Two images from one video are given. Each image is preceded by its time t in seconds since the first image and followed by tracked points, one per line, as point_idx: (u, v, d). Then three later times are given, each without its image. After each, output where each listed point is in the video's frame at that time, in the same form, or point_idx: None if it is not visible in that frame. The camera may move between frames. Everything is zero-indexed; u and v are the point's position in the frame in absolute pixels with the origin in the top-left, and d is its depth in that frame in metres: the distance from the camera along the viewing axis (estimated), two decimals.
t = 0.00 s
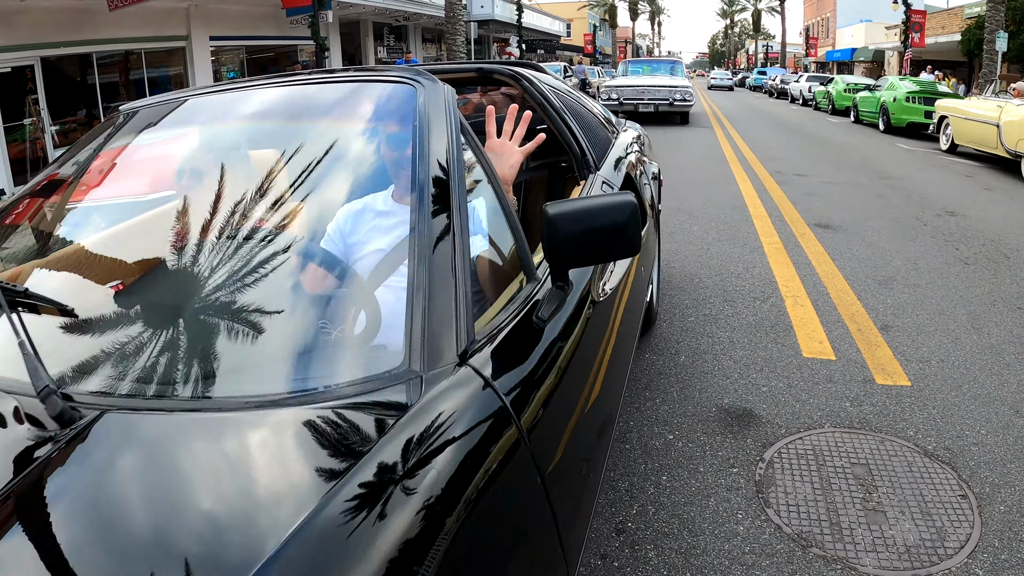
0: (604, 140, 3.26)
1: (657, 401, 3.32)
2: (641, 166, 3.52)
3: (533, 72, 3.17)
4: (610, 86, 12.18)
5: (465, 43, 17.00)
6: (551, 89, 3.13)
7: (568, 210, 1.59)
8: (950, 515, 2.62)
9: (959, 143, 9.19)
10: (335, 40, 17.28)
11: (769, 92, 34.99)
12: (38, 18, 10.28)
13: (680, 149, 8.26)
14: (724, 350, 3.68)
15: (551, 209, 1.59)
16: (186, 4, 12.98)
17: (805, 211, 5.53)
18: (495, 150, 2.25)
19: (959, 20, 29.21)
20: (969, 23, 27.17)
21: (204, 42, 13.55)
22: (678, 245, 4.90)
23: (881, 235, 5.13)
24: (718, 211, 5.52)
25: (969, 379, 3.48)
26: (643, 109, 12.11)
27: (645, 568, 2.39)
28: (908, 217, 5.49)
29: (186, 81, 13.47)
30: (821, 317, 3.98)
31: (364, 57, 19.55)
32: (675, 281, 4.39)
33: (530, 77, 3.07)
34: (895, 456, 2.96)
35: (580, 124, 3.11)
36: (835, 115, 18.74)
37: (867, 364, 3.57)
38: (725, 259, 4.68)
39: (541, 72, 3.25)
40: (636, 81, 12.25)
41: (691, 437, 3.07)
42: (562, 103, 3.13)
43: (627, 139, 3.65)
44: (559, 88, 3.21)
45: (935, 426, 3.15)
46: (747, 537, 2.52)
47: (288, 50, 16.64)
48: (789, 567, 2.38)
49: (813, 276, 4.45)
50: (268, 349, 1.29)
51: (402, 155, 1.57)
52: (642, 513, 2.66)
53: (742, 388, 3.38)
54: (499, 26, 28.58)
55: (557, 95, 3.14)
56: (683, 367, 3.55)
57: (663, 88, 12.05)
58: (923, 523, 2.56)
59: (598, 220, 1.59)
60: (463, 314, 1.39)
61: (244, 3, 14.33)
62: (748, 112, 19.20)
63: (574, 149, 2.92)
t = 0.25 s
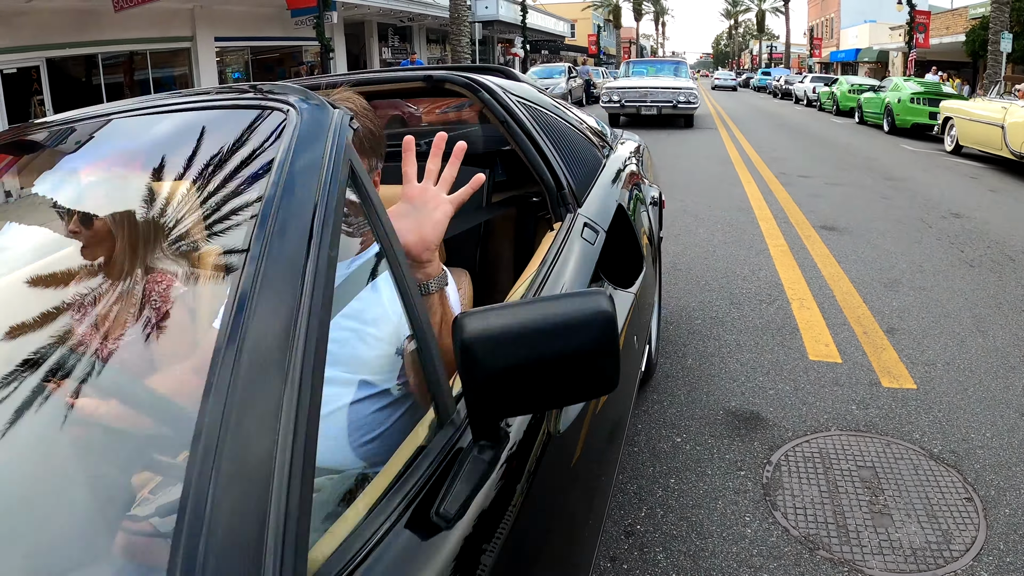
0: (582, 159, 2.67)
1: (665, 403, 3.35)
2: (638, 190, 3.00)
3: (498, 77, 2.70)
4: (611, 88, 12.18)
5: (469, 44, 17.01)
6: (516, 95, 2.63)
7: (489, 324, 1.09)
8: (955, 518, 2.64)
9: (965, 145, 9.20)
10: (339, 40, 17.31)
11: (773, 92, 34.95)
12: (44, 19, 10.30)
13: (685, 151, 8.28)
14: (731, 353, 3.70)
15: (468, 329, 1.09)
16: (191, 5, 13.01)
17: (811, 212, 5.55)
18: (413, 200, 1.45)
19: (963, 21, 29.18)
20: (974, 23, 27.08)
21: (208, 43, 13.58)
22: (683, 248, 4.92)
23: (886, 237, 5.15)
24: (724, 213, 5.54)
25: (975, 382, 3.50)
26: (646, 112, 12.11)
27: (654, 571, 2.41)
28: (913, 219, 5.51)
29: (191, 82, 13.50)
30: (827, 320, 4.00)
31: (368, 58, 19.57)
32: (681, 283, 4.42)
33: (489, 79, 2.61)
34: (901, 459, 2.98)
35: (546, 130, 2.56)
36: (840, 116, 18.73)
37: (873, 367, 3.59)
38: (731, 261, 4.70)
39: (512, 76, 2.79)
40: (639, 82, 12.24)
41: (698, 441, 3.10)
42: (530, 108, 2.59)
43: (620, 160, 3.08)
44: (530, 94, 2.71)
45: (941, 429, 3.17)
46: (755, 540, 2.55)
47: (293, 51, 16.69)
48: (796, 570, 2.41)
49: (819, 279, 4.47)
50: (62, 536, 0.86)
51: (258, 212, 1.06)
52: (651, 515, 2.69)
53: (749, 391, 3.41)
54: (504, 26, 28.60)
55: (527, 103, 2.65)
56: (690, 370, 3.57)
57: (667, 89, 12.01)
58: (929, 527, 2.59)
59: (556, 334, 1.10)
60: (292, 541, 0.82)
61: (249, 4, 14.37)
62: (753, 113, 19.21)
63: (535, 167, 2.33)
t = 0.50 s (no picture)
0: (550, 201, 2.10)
1: (668, 407, 3.36)
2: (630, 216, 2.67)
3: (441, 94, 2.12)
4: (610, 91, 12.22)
5: (473, 44, 17.02)
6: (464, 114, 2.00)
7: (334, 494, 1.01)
8: (958, 522, 2.65)
9: (968, 146, 9.19)
10: (343, 41, 17.33)
11: (776, 91, 34.89)
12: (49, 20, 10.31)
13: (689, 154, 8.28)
14: (734, 357, 3.71)
15: None
16: (195, 6, 13.03)
17: (814, 214, 5.56)
18: (230, 334, 1.00)
19: (967, 21, 29.13)
20: (978, 23, 26.99)
21: (212, 44, 13.60)
22: (687, 251, 4.93)
23: (890, 239, 5.15)
24: (727, 216, 5.55)
25: (978, 386, 3.51)
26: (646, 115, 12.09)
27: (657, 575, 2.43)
28: (917, 221, 5.51)
29: (195, 82, 13.52)
30: (830, 323, 4.01)
31: (372, 59, 19.59)
32: (685, 287, 4.43)
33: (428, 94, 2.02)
34: (904, 464, 2.99)
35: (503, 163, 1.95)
36: (844, 117, 18.71)
37: (875, 371, 3.60)
38: (735, 264, 4.71)
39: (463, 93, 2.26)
40: (641, 84, 12.19)
41: (702, 444, 3.12)
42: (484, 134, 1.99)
43: (600, 184, 2.64)
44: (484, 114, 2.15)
45: (943, 433, 3.18)
46: (757, 544, 2.57)
47: (296, 52, 16.72)
48: (798, 574, 2.43)
49: (822, 282, 4.47)
50: None
51: None
52: (654, 520, 2.71)
53: (752, 395, 3.42)
54: (507, 27, 28.61)
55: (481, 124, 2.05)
56: (694, 374, 3.59)
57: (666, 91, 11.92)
58: (931, 531, 2.60)
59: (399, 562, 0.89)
60: None
61: (253, 5, 14.40)
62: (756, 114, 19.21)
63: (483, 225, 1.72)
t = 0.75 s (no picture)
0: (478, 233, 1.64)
1: (670, 410, 3.37)
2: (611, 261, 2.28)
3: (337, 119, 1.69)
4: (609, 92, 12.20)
5: (475, 45, 17.02)
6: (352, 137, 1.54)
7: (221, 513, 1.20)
8: (960, 526, 2.65)
9: (971, 147, 9.18)
10: (345, 42, 17.34)
11: (778, 91, 34.88)
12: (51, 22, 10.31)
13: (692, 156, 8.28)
14: (736, 359, 3.71)
15: None
16: (197, 7, 13.05)
17: (816, 216, 5.56)
18: None
19: (970, 21, 29.10)
20: (980, 23, 26.94)
21: (214, 45, 13.62)
22: (689, 253, 4.93)
23: (892, 241, 5.14)
24: (729, 217, 5.54)
25: (980, 389, 3.51)
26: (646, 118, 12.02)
27: None
28: (920, 223, 5.50)
29: (197, 84, 13.54)
30: (833, 326, 4.01)
31: (373, 60, 19.61)
32: (687, 289, 4.42)
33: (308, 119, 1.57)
34: (906, 467, 3.00)
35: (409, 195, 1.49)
36: (846, 117, 18.70)
37: (878, 374, 3.59)
38: (737, 267, 4.71)
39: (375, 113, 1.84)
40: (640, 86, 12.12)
41: (703, 448, 3.12)
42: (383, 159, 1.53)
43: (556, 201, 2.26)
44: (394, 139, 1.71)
45: (945, 437, 3.18)
46: (759, 548, 2.57)
47: (299, 53, 16.74)
48: None
49: (824, 284, 4.47)
50: None
51: None
52: (656, 523, 2.71)
53: (754, 398, 3.42)
54: (509, 28, 28.61)
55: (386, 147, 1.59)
56: (695, 376, 3.59)
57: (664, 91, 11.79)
58: (933, 535, 2.60)
59: None
60: None
61: (255, 6, 14.42)
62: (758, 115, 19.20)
63: (356, 285, 1.25)
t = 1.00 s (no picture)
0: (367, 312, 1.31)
1: (672, 412, 3.36)
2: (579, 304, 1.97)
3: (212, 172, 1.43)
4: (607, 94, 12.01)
5: (476, 46, 17.02)
6: (211, 201, 1.26)
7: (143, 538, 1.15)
8: (963, 529, 2.65)
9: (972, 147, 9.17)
10: (346, 43, 17.35)
11: (780, 92, 34.86)
12: (51, 23, 10.29)
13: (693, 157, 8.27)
14: (738, 362, 3.70)
15: None
16: (198, 9, 13.05)
17: (818, 217, 5.55)
18: None
19: (972, 22, 29.11)
20: (982, 24, 26.89)
21: (215, 46, 13.63)
22: (691, 254, 4.92)
23: (895, 242, 5.13)
24: (730, 219, 5.54)
25: (982, 391, 3.50)
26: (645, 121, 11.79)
27: None
28: (922, 224, 5.49)
29: (198, 85, 13.54)
30: (835, 328, 4.00)
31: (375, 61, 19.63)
32: (688, 290, 4.42)
33: (164, 174, 1.31)
34: (908, 470, 2.99)
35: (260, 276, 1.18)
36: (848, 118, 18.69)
37: (880, 375, 3.59)
38: (738, 268, 4.70)
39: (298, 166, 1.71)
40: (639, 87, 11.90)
41: (705, 450, 3.11)
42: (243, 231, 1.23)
43: (517, 227, 2.01)
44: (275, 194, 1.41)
45: (948, 439, 3.18)
46: (761, 552, 2.56)
47: (300, 54, 16.75)
48: None
49: (826, 285, 4.47)
50: None
51: None
52: (657, 526, 2.70)
53: (756, 400, 3.41)
54: (511, 29, 28.60)
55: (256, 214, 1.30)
56: (697, 379, 3.57)
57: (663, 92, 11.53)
58: (935, 538, 2.60)
59: None
60: None
61: (256, 7, 14.43)
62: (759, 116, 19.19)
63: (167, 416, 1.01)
